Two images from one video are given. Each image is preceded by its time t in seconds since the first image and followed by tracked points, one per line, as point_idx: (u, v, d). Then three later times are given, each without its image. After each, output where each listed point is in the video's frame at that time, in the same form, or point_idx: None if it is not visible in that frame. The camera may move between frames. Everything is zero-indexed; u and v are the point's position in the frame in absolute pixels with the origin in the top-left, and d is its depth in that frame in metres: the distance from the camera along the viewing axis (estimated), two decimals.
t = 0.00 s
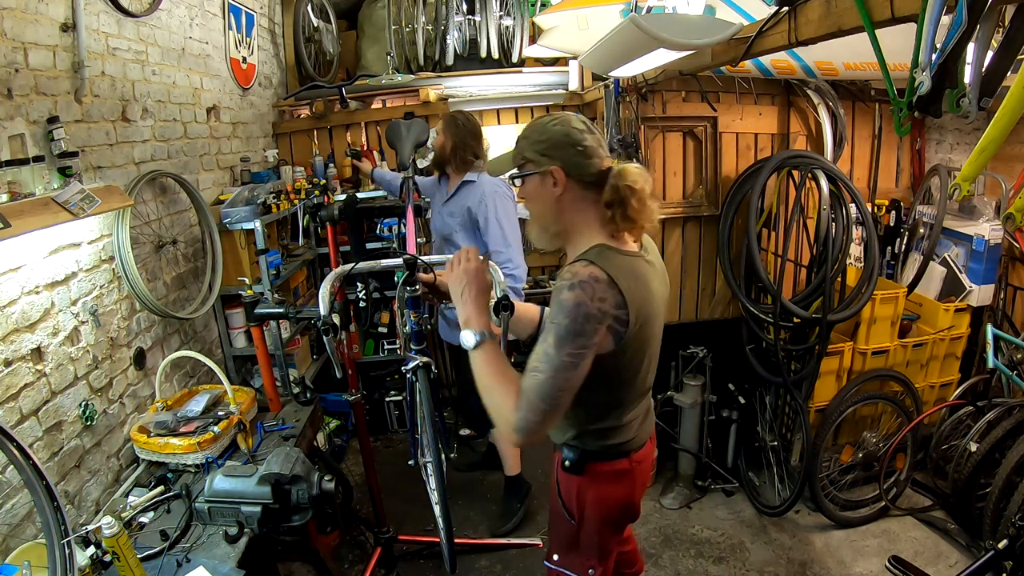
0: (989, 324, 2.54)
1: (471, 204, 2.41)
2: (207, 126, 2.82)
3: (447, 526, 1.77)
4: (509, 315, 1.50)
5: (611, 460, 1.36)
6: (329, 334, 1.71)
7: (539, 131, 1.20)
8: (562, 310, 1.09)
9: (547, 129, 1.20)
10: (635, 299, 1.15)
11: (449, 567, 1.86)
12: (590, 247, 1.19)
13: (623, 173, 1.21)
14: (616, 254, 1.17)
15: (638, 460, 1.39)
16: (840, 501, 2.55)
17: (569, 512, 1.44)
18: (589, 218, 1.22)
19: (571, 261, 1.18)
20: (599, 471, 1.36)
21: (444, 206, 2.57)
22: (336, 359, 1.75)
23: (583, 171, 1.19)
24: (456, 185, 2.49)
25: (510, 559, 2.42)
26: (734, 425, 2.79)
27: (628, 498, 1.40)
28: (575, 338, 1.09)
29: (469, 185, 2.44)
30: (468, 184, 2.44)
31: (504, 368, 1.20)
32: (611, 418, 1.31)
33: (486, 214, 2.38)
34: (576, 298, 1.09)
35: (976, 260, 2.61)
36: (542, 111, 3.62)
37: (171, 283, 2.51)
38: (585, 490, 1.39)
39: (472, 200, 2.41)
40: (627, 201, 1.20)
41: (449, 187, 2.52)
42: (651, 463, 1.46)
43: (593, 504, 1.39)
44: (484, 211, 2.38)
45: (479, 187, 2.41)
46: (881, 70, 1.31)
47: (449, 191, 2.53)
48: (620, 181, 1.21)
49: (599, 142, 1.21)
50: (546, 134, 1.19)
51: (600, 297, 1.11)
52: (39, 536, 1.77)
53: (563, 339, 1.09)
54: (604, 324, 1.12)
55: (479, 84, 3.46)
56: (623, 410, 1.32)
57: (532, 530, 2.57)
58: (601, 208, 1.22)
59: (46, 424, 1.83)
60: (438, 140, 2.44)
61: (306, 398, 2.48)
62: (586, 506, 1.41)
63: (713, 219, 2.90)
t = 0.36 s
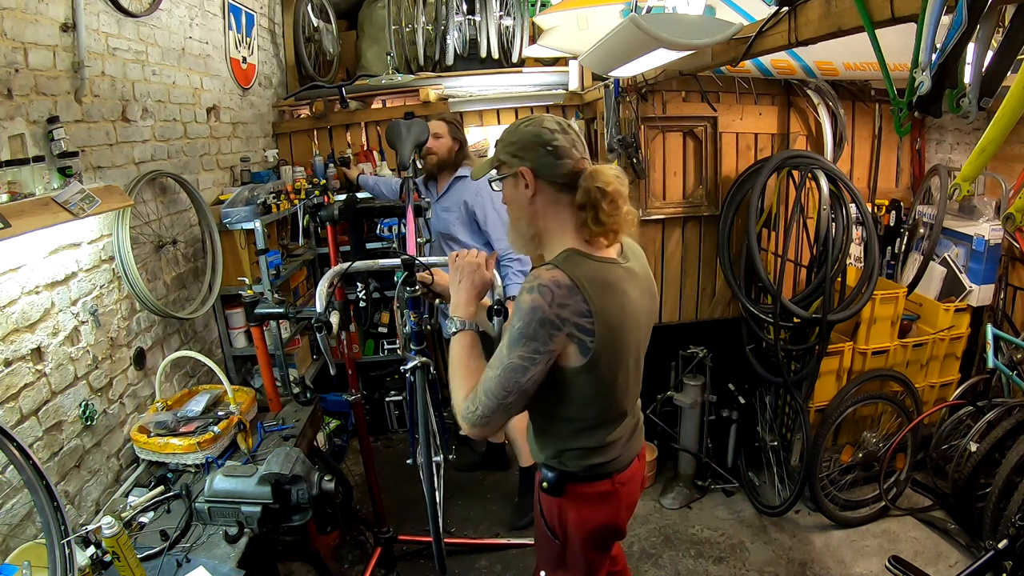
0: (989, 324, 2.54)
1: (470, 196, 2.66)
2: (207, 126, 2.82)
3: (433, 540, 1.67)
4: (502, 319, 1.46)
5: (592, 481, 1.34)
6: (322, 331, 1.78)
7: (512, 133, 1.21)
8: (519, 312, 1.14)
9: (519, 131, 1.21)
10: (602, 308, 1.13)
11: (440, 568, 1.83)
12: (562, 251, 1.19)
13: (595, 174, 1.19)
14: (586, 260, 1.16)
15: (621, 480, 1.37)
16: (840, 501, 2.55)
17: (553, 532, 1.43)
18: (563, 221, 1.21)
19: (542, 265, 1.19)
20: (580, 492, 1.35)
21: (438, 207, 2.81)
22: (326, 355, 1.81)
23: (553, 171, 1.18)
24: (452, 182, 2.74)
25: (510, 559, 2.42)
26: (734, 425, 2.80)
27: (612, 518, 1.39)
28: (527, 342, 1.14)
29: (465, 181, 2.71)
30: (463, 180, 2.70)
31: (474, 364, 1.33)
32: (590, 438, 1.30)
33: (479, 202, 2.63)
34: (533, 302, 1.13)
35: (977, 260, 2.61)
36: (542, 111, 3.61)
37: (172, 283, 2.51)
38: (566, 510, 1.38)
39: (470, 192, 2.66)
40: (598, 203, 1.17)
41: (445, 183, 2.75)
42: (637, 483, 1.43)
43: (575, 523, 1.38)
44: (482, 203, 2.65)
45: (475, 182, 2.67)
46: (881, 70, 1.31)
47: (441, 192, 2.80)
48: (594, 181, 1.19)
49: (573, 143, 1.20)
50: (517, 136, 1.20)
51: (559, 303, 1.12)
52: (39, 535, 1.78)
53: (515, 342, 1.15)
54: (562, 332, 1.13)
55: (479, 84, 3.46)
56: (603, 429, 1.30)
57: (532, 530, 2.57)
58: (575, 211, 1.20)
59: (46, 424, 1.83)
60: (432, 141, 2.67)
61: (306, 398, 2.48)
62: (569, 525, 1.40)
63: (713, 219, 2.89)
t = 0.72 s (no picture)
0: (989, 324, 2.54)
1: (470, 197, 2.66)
2: (207, 126, 2.82)
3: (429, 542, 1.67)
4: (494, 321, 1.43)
5: (580, 490, 1.34)
6: (319, 330, 1.81)
7: (502, 134, 1.22)
8: (501, 314, 1.15)
9: (508, 131, 1.21)
10: (583, 311, 1.13)
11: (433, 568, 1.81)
12: (548, 253, 1.19)
13: (581, 175, 1.18)
14: (569, 261, 1.15)
15: (612, 489, 1.37)
16: (840, 501, 2.55)
17: (544, 541, 1.44)
18: (550, 223, 1.21)
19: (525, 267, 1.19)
20: (569, 501, 1.36)
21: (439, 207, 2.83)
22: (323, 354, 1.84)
23: (539, 171, 1.18)
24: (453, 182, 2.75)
25: (510, 559, 2.42)
26: (734, 425, 2.80)
27: (603, 527, 1.39)
28: (509, 344, 1.15)
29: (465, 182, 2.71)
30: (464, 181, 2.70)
31: (467, 367, 1.34)
32: (579, 448, 1.29)
33: (478, 202, 2.63)
34: (512, 304, 1.13)
35: (977, 260, 2.61)
36: (542, 111, 3.61)
37: (172, 283, 2.51)
38: (555, 518, 1.39)
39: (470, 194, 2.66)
40: (583, 203, 1.17)
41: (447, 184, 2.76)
42: (630, 492, 1.43)
43: (566, 532, 1.39)
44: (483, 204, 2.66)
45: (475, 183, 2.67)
46: (881, 70, 1.31)
47: (441, 193, 2.82)
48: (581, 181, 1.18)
49: (562, 143, 1.20)
50: (506, 137, 1.21)
51: (539, 304, 1.12)
52: (39, 535, 1.77)
53: (498, 345, 1.16)
54: (543, 335, 1.14)
55: (479, 84, 3.46)
56: (593, 438, 1.29)
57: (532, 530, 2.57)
58: (562, 212, 1.20)
59: (46, 424, 1.83)
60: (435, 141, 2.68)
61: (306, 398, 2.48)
62: (559, 534, 1.40)
63: (713, 219, 2.89)
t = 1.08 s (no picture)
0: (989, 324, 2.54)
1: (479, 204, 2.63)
2: (207, 126, 2.82)
3: (432, 541, 1.67)
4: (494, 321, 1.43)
5: (580, 494, 1.35)
6: (321, 331, 1.80)
7: (501, 134, 1.22)
8: (500, 317, 1.15)
9: (507, 132, 1.21)
10: (583, 314, 1.13)
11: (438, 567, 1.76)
12: (547, 254, 1.18)
13: (582, 176, 1.19)
14: (569, 263, 1.15)
15: (611, 492, 1.37)
16: (840, 502, 2.55)
17: (544, 543, 1.44)
18: (549, 225, 1.21)
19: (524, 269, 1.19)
20: (568, 505, 1.36)
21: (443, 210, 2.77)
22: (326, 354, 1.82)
23: (538, 172, 1.18)
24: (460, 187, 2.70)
25: (510, 559, 2.42)
26: (734, 425, 2.80)
27: (602, 530, 1.39)
28: (507, 347, 1.15)
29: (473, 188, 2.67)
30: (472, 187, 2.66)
31: (468, 367, 1.34)
32: (577, 451, 1.29)
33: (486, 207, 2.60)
34: (511, 307, 1.13)
35: (976, 260, 2.61)
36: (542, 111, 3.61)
37: (171, 283, 2.51)
38: (554, 522, 1.39)
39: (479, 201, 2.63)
40: (582, 205, 1.17)
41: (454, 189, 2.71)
42: (630, 495, 1.43)
43: (565, 535, 1.39)
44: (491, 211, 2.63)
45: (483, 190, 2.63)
46: (881, 70, 1.31)
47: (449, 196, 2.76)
48: (580, 183, 1.19)
49: (561, 143, 1.20)
50: (506, 137, 1.21)
51: (538, 308, 1.12)
52: (39, 535, 1.78)
53: (498, 346, 1.16)
54: (542, 338, 1.14)
55: (479, 84, 3.46)
56: (591, 441, 1.29)
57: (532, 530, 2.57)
58: (562, 214, 1.20)
59: (45, 424, 1.83)
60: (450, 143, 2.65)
61: (306, 398, 2.47)
62: (558, 537, 1.40)
63: (713, 219, 2.89)
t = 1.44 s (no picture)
0: (989, 324, 2.54)
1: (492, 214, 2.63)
2: (207, 126, 2.82)
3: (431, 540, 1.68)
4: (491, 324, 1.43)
5: (583, 494, 1.35)
6: (315, 326, 1.83)
7: (499, 133, 1.22)
8: (503, 318, 1.15)
9: (505, 131, 1.20)
10: (585, 314, 1.13)
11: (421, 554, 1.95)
12: (547, 255, 1.18)
13: (579, 177, 1.19)
14: (569, 264, 1.15)
15: (614, 492, 1.37)
16: (840, 501, 2.55)
17: (547, 543, 1.44)
18: (547, 226, 1.21)
19: (525, 269, 1.19)
20: (571, 505, 1.36)
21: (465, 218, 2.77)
22: (320, 352, 1.89)
23: (536, 172, 1.18)
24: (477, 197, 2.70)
25: (510, 559, 2.42)
26: (734, 425, 2.80)
27: (606, 529, 1.39)
28: (511, 349, 1.15)
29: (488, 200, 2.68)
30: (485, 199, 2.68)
31: (466, 371, 1.34)
32: (580, 452, 1.29)
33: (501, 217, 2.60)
34: (515, 308, 1.13)
35: (977, 260, 2.61)
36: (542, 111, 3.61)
37: (171, 283, 2.51)
38: (558, 522, 1.39)
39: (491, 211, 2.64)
40: (581, 206, 1.17)
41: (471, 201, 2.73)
42: (631, 493, 1.43)
43: (568, 536, 1.39)
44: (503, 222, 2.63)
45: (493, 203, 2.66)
46: (881, 70, 1.31)
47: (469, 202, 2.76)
48: (577, 183, 1.19)
49: (559, 143, 1.19)
50: (504, 137, 1.20)
51: (541, 309, 1.12)
52: (39, 535, 1.78)
53: (501, 349, 1.16)
54: (545, 339, 1.14)
55: (479, 84, 3.46)
56: (594, 440, 1.30)
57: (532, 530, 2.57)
58: (560, 215, 1.20)
59: (45, 424, 1.83)
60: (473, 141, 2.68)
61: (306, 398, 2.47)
62: (561, 537, 1.40)
63: (713, 219, 2.89)
